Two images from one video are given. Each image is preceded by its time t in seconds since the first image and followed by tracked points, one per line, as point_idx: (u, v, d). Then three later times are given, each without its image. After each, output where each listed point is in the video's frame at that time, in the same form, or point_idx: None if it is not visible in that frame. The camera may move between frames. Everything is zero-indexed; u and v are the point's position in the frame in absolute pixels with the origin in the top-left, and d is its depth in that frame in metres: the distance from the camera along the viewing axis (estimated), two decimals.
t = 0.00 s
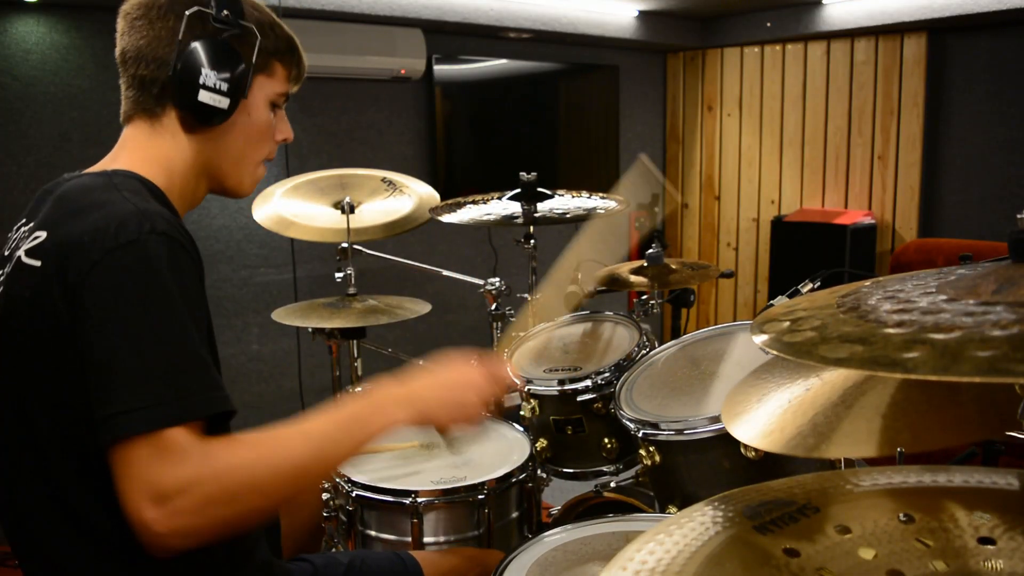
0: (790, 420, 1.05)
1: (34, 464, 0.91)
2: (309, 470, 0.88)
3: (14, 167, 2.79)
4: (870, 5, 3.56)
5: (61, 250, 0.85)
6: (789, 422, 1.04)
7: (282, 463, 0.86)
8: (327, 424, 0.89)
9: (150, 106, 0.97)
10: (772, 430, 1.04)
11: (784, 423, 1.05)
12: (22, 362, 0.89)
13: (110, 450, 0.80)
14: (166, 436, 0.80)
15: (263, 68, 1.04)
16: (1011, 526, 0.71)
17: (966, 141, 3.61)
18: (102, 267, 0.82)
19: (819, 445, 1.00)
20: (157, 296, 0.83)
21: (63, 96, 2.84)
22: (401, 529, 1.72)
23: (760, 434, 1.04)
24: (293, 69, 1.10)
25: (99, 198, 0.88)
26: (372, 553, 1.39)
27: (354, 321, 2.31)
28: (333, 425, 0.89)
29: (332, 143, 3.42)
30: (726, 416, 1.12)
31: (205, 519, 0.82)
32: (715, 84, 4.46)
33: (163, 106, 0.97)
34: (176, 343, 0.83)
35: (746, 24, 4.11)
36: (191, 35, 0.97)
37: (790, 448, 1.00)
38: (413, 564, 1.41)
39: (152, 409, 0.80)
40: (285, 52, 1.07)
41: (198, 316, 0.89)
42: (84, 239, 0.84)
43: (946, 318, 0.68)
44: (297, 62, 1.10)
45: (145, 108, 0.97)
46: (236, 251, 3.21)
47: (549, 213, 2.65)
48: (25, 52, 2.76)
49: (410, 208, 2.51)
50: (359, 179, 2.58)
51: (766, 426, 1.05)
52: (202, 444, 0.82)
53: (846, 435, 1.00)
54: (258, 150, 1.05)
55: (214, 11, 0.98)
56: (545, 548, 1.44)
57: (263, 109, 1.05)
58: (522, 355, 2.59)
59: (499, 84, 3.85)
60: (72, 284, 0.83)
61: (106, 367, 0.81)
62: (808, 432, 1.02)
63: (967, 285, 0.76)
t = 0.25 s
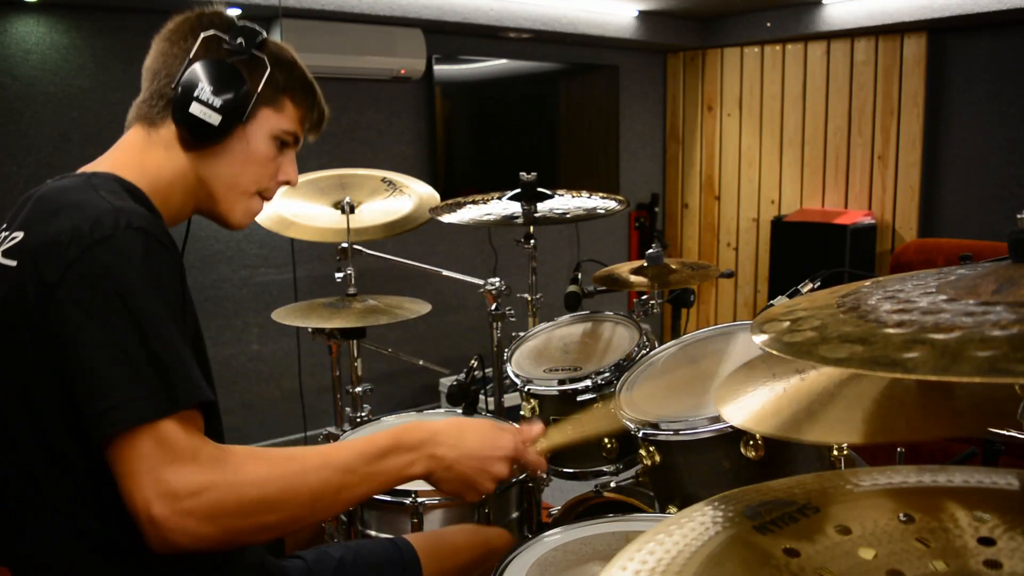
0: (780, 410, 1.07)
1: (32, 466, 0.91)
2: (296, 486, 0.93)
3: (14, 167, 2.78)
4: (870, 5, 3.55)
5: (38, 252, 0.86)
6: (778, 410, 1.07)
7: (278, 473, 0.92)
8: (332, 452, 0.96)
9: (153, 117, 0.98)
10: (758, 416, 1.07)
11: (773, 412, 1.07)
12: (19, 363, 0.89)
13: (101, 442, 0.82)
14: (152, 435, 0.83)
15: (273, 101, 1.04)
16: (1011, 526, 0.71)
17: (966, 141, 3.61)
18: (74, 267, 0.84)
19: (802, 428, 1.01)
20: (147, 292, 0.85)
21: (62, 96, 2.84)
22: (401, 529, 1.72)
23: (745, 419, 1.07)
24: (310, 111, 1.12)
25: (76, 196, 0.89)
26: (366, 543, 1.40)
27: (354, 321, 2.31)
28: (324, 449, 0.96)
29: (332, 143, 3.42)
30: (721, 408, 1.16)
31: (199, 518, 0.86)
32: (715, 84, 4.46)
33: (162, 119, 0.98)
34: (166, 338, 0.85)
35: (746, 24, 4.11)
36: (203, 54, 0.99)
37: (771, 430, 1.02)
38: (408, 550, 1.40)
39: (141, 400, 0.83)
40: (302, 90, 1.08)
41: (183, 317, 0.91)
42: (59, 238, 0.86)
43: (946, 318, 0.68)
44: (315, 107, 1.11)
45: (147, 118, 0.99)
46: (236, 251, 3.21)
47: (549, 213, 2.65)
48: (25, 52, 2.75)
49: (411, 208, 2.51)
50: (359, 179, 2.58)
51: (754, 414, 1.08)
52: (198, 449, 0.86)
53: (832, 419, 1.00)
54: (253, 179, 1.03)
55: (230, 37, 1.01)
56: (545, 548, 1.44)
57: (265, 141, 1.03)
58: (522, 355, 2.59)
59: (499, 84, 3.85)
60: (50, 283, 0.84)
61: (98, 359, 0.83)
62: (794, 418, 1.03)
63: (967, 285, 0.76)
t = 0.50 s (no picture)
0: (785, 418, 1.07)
1: (31, 465, 0.91)
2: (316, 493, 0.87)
3: (14, 167, 2.79)
4: (870, 5, 3.56)
5: (57, 235, 0.84)
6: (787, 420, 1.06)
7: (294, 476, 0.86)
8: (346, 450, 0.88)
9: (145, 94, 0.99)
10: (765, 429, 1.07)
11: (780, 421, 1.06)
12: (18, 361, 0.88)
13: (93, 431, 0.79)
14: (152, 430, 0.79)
15: (251, 50, 1.01)
16: (1011, 526, 0.71)
17: (966, 141, 3.61)
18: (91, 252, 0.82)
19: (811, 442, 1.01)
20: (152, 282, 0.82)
21: (63, 96, 2.84)
22: (401, 529, 1.72)
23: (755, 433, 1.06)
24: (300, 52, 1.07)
25: (93, 183, 0.87)
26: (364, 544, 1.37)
27: (354, 321, 2.31)
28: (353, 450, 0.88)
29: (333, 143, 3.42)
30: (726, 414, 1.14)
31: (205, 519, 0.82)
32: (715, 84, 4.46)
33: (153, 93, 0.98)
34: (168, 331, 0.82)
35: (746, 24, 4.11)
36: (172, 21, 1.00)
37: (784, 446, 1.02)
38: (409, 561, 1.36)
39: (135, 393, 0.79)
40: (279, 27, 1.03)
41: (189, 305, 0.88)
42: (77, 224, 0.84)
43: (946, 318, 0.68)
44: (298, 41, 1.05)
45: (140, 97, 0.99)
46: (236, 251, 3.21)
47: (549, 213, 2.65)
48: (25, 52, 2.76)
49: (411, 207, 2.51)
50: (359, 179, 2.58)
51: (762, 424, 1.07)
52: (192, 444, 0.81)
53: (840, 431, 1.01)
54: (258, 133, 1.01)
55: None
56: (545, 548, 1.44)
57: (256, 91, 1.01)
58: (522, 355, 2.59)
59: (499, 84, 3.85)
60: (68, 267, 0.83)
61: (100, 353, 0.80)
62: (803, 429, 1.03)
63: (967, 285, 0.76)
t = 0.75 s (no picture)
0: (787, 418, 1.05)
1: (31, 465, 0.91)
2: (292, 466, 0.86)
3: (14, 166, 2.79)
4: (870, 5, 3.55)
5: (54, 233, 0.84)
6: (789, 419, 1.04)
7: (272, 451, 0.85)
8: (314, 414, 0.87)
9: (157, 98, 0.99)
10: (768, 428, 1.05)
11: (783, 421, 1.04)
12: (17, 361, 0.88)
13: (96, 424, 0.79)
14: (144, 419, 0.79)
15: (269, 66, 1.00)
16: (1011, 526, 0.71)
17: (966, 141, 3.61)
18: (97, 252, 0.82)
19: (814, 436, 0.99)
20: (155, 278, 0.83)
21: (63, 96, 2.84)
22: (401, 529, 1.72)
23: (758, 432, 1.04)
24: (314, 73, 1.08)
25: (91, 177, 0.88)
26: (359, 548, 1.38)
27: (354, 321, 2.31)
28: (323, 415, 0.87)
29: (332, 143, 3.42)
30: (726, 416, 1.12)
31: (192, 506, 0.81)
32: (715, 84, 4.46)
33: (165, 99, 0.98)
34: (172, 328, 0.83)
35: (746, 24, 4.11)
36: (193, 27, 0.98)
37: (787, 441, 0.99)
38: (404, 562, 1.39)
39: (140, 389, 0.79)
40: (297, 50, 1.04)
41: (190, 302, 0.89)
42: (77, 216, 0.84)
43: (946, 318, 0.68)
44: (312, 64, 1.07)
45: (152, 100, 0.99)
46: (236, 251, 3.21)
47: (549, 213, 2.65)
48: (25, 52, 2.76)
49: (411, 208, 2.51)
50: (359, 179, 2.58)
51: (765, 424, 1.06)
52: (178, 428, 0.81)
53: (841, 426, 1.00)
54: (263, 150, 1.00)
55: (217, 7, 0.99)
56: (545, 548, 1.44)
57: (268, 107, 1.00)
58: (522, 355, 2.59)
59: (499, 84, 3.85)
60: (68, 266, 0.83)
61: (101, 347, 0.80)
62: (805, 427, 1.02)
63: (968, 285, 0.76)
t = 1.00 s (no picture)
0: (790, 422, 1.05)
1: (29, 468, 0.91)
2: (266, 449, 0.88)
3: (14, 166, 2.79)
4: (870, 5, 3.55)
5: (48, 229, 0.85)
6: (793, 424, 1.04)
7: (243, 434, 0.86)
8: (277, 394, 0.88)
9: (144, 91, 0.98)
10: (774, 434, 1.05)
11: (788, 426, 1.04)
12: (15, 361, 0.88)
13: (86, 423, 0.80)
14: (117, 419, 0.80)
15: (252, 49, 1.02)
16: (1011, 526, 0.71)
17: (966, 141, 3.61)
18: (87, 241, 0.82)
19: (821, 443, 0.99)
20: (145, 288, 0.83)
21: (63, 96, 2.84)
22: (401, 529, 1.72)
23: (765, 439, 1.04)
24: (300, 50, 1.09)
25: (85, 176, 0.88)
26: (365, 549, 1.38)
27: (354, 321, 2.31)
28: (292, 394, 0.89)
29: (332, 143, 3.42)
30: (730, 422, 1.12)
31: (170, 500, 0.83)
32: (715, 84, 4.46)
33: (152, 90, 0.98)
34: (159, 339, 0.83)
35: (746, 24, 4.11)
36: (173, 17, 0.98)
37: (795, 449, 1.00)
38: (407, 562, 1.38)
39: (125, 395, 0.80)
40: (280, 27, 1.04)
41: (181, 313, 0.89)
42: (70, 217, 0.84)
43: (946, 318, 0.68)
44: (297, 40, 1.07)
45: (140, 94, 0.98)
46: (236, 251, 3.21)
47: (549, 213, 2.65)
48: (25, 52, 2.76)
49: (410, 208, 2.51)
50: (359, 179, 2.58)
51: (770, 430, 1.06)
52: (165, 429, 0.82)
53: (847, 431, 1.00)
54: (258, 132, 1.02)
55: None
56: (545, 548, 1.44)
57: (256, 88, 1.02)
58: (522, 355, 2.59)
59: (499, 84, 3.85)
60: (58, 259, 0.82)
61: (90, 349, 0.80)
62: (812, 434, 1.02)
63: (967, 285, 0.76)
